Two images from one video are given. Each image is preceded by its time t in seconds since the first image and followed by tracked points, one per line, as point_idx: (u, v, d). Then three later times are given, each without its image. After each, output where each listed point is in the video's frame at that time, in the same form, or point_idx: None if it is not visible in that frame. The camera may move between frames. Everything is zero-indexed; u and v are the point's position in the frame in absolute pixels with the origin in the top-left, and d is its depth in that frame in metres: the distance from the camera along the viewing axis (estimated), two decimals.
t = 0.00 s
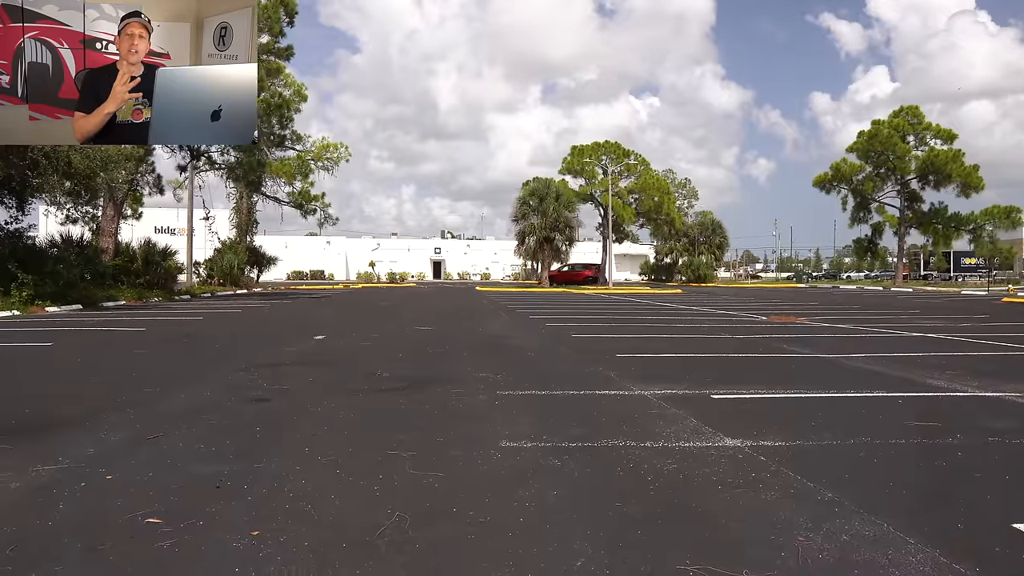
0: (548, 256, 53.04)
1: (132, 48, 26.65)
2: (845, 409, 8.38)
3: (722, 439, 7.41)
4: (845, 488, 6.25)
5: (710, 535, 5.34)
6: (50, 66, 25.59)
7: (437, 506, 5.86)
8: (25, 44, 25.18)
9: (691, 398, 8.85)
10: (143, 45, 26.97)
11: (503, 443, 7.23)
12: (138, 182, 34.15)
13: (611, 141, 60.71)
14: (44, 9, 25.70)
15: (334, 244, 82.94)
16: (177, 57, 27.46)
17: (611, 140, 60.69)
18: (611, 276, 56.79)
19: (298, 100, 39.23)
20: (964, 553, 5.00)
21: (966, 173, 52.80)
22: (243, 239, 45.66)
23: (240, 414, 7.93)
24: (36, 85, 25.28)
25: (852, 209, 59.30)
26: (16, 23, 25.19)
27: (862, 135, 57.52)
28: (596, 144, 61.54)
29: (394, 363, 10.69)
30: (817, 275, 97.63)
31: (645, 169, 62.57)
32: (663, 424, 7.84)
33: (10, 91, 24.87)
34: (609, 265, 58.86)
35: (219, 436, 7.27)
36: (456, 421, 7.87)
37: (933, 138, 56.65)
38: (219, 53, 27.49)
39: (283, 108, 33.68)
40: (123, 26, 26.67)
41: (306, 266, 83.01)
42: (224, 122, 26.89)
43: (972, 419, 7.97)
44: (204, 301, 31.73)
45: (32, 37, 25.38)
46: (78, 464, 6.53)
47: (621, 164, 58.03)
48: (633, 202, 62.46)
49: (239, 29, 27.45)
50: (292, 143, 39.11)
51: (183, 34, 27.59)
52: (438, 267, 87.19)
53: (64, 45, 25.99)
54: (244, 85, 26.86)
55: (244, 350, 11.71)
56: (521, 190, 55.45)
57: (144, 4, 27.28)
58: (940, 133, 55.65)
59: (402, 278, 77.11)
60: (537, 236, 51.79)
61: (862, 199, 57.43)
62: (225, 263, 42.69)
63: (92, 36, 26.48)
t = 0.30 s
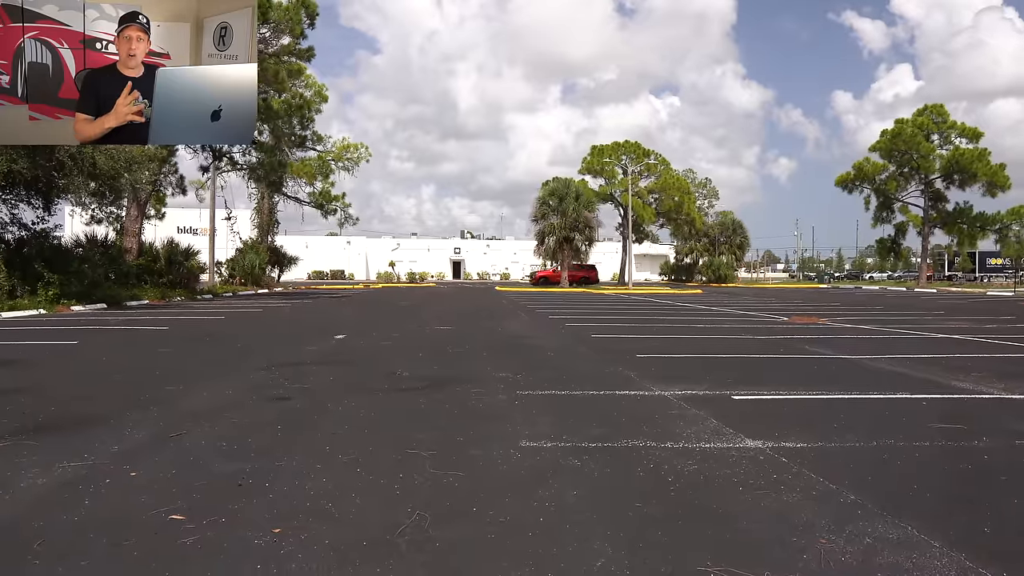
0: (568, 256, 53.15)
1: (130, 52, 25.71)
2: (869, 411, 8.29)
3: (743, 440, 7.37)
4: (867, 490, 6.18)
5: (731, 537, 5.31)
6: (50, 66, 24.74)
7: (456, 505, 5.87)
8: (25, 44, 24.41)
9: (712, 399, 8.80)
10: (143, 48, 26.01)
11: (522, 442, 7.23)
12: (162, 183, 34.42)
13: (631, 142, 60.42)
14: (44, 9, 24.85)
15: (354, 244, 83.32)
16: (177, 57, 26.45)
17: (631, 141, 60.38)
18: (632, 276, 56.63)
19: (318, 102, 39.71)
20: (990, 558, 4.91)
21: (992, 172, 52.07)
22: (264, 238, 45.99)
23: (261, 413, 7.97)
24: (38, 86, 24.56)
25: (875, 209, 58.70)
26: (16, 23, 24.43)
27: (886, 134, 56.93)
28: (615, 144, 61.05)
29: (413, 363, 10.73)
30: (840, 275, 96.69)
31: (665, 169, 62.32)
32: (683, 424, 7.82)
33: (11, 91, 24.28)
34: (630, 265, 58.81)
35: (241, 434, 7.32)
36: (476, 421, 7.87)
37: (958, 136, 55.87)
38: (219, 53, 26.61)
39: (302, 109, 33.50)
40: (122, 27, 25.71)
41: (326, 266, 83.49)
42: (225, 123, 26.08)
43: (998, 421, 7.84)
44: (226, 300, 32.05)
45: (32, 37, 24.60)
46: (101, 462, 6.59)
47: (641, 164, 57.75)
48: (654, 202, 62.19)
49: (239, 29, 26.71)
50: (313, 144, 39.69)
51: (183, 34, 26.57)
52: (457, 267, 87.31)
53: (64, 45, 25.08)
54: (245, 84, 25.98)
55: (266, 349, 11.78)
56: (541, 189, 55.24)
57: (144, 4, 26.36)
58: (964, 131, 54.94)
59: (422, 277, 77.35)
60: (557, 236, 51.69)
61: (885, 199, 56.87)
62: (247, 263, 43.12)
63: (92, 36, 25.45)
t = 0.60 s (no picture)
0: (586, 256, 52.73)
1: (130, 52, 25.75)
2: (890, 413, 8.20)
3: (761, 441, 7.32)
4: (887, 493, 6.11)
5: (749, 539, 5.27)
6: (50, 66, 24.92)
7: (473, 504, 5.88)
8: (25, 44, 24.64)
9: (729, 400, 8.75)
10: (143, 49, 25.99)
11: (540, 442, 7.23)
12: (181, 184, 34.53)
13: (647, 141, 60.46)
14: (44, 9, 25.03)
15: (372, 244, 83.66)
16: (177, 58, 26.48)
17: (648, 141, 60.44)
18: (649, 276, 56.42)
19: (335, 102, 39.97)
20: (1012, 563, 4.85)
21: (1015, 172, 51.41)
22: (282, 239, 46.20)
23: (279, 412, 8.03)
24: (37, 85, 24.72)
25: (895, 209, 58.18)
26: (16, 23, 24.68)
27: (906, 133, 56.42)
28: (633, 144, 61.22)
29: (429, 362, 10.75)
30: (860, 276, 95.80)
31: (682, 169, 62.69)
32: (700, 425, 7.78)
33: (10, 91, 24.42)
34: (647, 265, 58.84)
35: (260, 432, 7.38)
36: (493, 420, 7.88)
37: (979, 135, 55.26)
38: (218, 53, 26.60)
39: (321, 110, 33.54)
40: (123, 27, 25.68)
41: (343, 266, 83.85)
42: (225, 123, 26.13)
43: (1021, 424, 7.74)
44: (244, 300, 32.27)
45: (32, 37, 24.81)
46: (122, 460, 6.65)
47: (658, 164, 57.54)
48: (671, 202, 62.70)
49: (239, 28, 26.65)
50: (331, 145, 39.99)
51: (184, 34, 26.59)
52: (474, 267, 87.34)
53: (64, 45, 25.27)
54: (244, 84, 26.08)
55: (283, 348, 11.85)
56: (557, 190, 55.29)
57: (144, 4, 26.39)
58: (986, 130, 54.33)
59: (439, 277, 77.50)
60: (574, 236, 51.58)
61: (906, 199, 56.38)
62: (265, 263, 43.39)
63: (92, 36, 25.58)
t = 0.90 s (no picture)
0: (603, 258, 53.04)
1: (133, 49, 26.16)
2: (912, 415, 8.13)
3: (783, 443, 7.26)
4: (911, 496, 6.05)
5: (771, 540, 5.24)
6: (50, 66, 25.34)
7: (494, 504, 5.89)
8: (25, 44, 25.02)
9: (749, 401, 8.70)
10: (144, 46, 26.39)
11: (560, 442, 7.22)
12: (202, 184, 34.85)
13: (666, 141, 59.88)
14: (44, 9, 25.41)
15: (391, 244, 83.98)
16: (177, 57, 26.83)
17: (667, 140, 59.88)
18: (667, 277, 55.94)
19: (354, 102, 40.05)
20: None
21: None
22: (302, 239, 46.46)
23: (299, 410, 8.09)
24: (37, 85, 25.08)
25: (918, 209, 57.57)
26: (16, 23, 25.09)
27: (929, 132, 55.81)
28: (652, 143, 60.93)
29: (448, 362, 10.76)
30: (883, 277, 94.85)
31: (702, 169, 61.90)
32: (721, 426, 7.75)
33: (10, 91, 24.81)
34: (665, 265, 58.64)
35: (281, 431, 7.44)
36: (513, 420, 7.89)
37: (1005, 134, 54.53)
38: (218, 53, 26.65)
39: (340, 110, 34.14)
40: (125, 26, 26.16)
41: (362, 266, 84.19)
42: (224, 122, 25.90)
43: None
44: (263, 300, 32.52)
45: (32, 37, 25.19)
46: (145, 456, 6.74)
47: (677, 164, 57.37)
48: (690, 202, 62.01)
49: (239, 29, 26.47)
50: (351, 145, 39.97)
51: (184, 34, 26.92)
52: (492, 267, 87.42)
53: (64, 46, 25.63)
54: (243, 84, 25.86)
55: (303, 348, 11.92)
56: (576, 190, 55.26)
57: (145, 5, 26.76)
58: (1012, 128, 53.58)
59: (457, 277, 77.65)
60: (592, 236, 51.52)
61: (929, 199, 55.77)
62: (285, 263, 43.72)
63: (92, 36, 26.00)
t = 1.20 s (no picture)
0: (620, 257, 52.65)
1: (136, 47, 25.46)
2: (933, 417, 8.06)
3: (802, 444, 7.22)
4: (933, 499, 5.99)
5: (790, 542, 5.21)
6: (50, 66, 24.70)
7: (512, 504, 5.89)
8: (25, 44, 24.35)
9: (767, 401, 8.65)
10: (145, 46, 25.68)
11: (577, 443, 7.21)
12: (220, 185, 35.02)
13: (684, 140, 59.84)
14: (44, 9, 24.75)
15: (407, 244, 84.24)
16: (178, 57, 26.18)
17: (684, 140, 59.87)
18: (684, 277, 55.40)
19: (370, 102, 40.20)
20: None
21: None
22: (319, 239, 46.67)
23: (317, 410, 8.12)
24: (37, 86, 24.50)
25: (938, 209, 57.01)
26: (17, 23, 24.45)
27: (950, 131, 55.27)
28: (669, 143, 60.92)
29: (465, 362, 10.78)
30: (903, 277, 93.99)
31: (718, 169, 62.26)
32: (739, 427, 7.72)
33: (10, 91, 24.16)
34: (681, 264, 58.46)
35: (299, 430, 7.48)
36: (529, 421, 7.89)
37: None
38: (219, 53, 25.77)
39: (358, 110, 34.56)
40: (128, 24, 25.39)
41: (379, 266, 84.47)
42: (225, 122, 25.42)
43: None
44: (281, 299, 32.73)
45: (33, 37, 24.52)
46: (166, 454, 6.80)
47: (694, 164, 57.28)
48: (706, 202, 62.39)
49: (239, 29, 25.51)
50: (368, 145, 40.02)
51: (184, 34, 26.12)
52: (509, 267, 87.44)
53: (65, 46, 24.92)
54: (245, 83, 25.40)
55: (320, 347, 11.99)
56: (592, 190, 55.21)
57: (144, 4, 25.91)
58: None
59: (474, 277, 77.71)
60: (609, 236, 51.47)
61: (949, 199, 55.25)
62: (302, 263, 43.94)
63: (92, 36, 25.26)
